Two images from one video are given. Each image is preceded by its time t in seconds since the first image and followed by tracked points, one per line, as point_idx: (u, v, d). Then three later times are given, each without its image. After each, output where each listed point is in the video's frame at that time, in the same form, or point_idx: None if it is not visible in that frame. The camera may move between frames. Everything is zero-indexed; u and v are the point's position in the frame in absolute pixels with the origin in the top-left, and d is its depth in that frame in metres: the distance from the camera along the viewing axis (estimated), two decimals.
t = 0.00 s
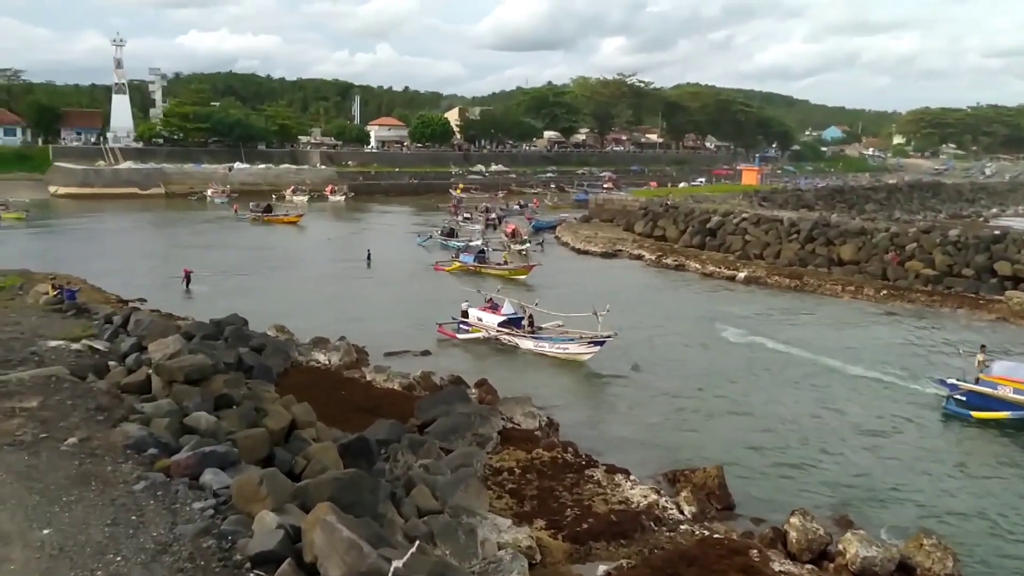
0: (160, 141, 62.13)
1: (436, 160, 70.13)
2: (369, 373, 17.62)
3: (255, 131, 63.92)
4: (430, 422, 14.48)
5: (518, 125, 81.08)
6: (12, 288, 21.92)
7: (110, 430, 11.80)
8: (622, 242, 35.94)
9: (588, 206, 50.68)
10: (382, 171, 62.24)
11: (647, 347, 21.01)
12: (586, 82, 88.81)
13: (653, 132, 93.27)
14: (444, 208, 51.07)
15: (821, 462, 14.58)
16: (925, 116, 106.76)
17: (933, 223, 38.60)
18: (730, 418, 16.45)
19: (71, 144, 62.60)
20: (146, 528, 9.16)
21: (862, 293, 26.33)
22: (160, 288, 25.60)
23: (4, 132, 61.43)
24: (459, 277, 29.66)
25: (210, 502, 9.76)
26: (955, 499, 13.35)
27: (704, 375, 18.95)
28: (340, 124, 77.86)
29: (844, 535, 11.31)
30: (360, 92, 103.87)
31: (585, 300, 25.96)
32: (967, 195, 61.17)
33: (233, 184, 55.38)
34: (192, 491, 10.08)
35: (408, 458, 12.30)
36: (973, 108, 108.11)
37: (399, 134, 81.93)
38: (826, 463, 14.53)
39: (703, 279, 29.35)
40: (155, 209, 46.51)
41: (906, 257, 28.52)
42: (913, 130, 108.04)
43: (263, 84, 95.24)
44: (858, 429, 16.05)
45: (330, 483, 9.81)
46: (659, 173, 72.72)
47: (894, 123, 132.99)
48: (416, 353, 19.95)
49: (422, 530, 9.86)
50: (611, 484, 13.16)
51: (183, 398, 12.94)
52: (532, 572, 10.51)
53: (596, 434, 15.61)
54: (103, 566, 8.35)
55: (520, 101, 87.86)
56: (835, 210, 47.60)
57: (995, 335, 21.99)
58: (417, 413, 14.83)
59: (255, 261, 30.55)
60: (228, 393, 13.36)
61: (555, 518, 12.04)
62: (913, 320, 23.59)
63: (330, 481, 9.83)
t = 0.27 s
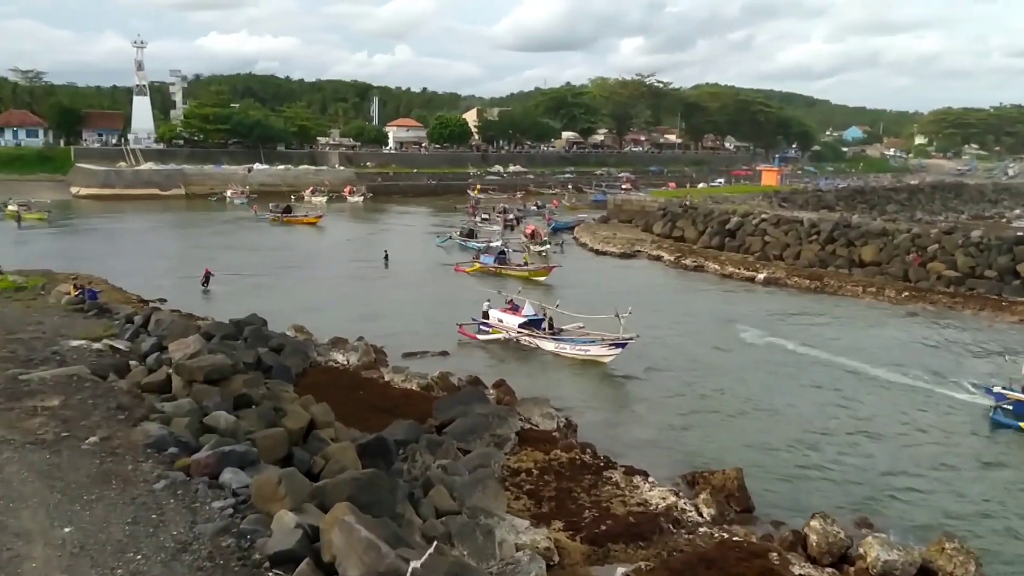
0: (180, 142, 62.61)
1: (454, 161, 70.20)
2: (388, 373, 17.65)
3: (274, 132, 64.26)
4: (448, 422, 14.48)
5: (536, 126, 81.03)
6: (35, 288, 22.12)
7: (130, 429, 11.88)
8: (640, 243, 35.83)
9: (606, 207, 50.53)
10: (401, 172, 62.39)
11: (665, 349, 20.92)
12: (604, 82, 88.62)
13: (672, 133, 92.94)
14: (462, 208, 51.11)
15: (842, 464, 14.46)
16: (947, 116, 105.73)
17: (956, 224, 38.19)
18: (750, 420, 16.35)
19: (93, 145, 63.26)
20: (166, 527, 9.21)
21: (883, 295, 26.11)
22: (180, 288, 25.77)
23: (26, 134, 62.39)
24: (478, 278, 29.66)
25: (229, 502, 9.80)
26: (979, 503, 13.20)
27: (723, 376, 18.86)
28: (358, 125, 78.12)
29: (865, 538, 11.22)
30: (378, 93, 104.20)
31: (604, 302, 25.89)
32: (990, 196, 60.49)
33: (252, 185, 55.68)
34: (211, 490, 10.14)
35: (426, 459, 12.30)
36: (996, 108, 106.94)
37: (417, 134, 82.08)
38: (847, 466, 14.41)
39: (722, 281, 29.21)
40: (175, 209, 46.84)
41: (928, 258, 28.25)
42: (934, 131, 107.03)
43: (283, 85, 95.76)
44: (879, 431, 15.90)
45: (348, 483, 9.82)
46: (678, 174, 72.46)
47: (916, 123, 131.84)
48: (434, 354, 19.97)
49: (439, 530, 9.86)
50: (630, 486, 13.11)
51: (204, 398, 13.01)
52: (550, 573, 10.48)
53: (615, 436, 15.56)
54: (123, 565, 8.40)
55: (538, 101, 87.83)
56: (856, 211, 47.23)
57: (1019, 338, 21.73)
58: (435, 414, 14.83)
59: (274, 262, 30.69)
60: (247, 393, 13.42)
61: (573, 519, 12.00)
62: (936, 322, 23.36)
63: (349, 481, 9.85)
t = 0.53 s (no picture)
0: (201, 144, 63.21)
1: (473, 162, 70.29)
2: (406, 374, 17.69)
3: (293, 133, 64.67)
4: (466, 423, 14.49)
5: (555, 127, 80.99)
6: (58, 288, 22.36)
7: (151, 428, 11.98)
8: (659, 244, 35.73)
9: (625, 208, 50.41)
10: (419, 173, 62.55)
11: (685, 350, 20.84)
12: (623, 83, 88.45)
13: (691, 133, 92.60)
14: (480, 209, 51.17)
15: (864, 467, 14.34)
16: (971, 116, 104.64)
17: (980, 225, 37.76)
18: (771, 423, 16.24)
19: (115, 146, 64.08)
20: (187, 526, 9.28)
21: (906, 296, 25.89)
22: (200, 288, 25.97)
23: (49, 135, 63.81)
24: (496, 279, 29.68)
25: (249, 501, 9.86)
26: (1002, 507, 13.04)
27: (742, 378, 18.75)
28: (377, 126, 78.43)
29: (886, 542, 11.13)
30: (398, 94, 104.57)
31: (623, 303, 25.82)
32: (1014, 197, 59.77)
33: (272, 186, 56.03)
34: (231, 490, 10.19)
35: (444, 460, 12.31)
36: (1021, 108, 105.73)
37: (436, 135, 82.27)
38: (868, 469, 14.29)
39: (742, 282, 29.07)
40: (196, 210, 47.23)
41: (951, 259, 27.98)
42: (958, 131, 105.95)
43: (303, 87, 96.33)
44: (901, 434, 15.74)
45: (367, 483, 9.84)
46: (697, 175, 72.20)
47: (939, 124, 130.58)
48: (453, 355, 19.99)
49: (458, 531, 9.85)
50: (648, 488, 13.06)
51: (224, 398, 13.09)
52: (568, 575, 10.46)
53: (633, 437, 15.51)
54: (144, 562, 8.46)
55: (557, 102, 87.81)
56: (878, 211, 46.84)
57: None
58: (453, 414, 14.84)
59: (293, 262, 30.87)
60: (267, 393, 13.50)
61: (591, 521, 11.97)
62: (959, 324, 23.11)
63: (368, 481, 9.86)
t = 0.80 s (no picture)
0: (221, 145, 63.66)
1: (490, 162, 70.32)
2: (424, 374, 17.71)
3: (312, 134, 64.97)
4: (483, 423, 14.47)
5: (573, 128, 80.91)
6: (79, 288, 22.57)
7: (171, 427, 12.05)
8: (677, 245, 35.59)
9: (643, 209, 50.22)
10: (437, 174, 62.65)
11: (703, 352, 20.73)
12: (642, 83, 88.22)
13: (710, 133, 92.22)
14: (498, 210, 51.18)
15: (884, 469, 14.22)
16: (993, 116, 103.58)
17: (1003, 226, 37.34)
18: (790, 425, 16.12)
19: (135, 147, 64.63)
20: (207, 524, 9.33)
21: (927, 298, 25.66)
22: (219, 288, 26.13)
23: (70, 137, 64.55)
24: (514, 279, 29.66)
25: (267, 500, 9.89)
26: None
27: (762, 380, 18.63)
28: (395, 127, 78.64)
29: (906, 545, 11.04)
30: (416, 95, 104.76)
31: (641, 304, 25.73)
32: None
33: (290, 186, 56.32)
34: (250, 489, 10.24)
35: (461, 460, 12.31)
36: None
37: (454, 135, 82.37)
38: (889, 471, 14.16)
39: (761, 283, 28.90)
40: (215, 211, 47.53)
41: (973, 261, 27.71)
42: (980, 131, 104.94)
43: (321, 88, 96.69)
44: (922, 437, 15.59)
45: (384, 483, 9.85)
46: (716, 175, 71.90)
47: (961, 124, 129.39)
48: (470, 355, 19.98)
49: (475, 531, 9.85)
50: (666, 490, 13.01)
51: (242, 397, 13.15)
52: None
53: (651, 439, 15.44)
54: (164, 561, 8.51)
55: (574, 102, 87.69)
56: (899, 212, 46.43)
57: None
58: (470, 415, 14.84)
59: (311, 262, 30.99)
60: (285, 393, 13.54)
61: (609, 522, 11.93)
62: (982, 326, 22.88)
63: (385, 481, 9.87)
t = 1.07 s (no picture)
0: (239, 146, 64.08)
1: (507, 163, 70.33)
2: (440, 375, 17.72)
3: (329, 135, 65.23)
4: (500, 424, 14.47)
5: (589, 128, 80.81)
6: (100, 288, 22.79)
7: (189, 427, 12.12)
8: (695, 246, 35.46)
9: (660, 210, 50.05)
10: (454, 175, 62.73)
11: (721, 353, 20.63)
12: (659, 83, 87.98)
13: (727, 134, 91.84)
14: (514, 211, 51.18)
15: (904, 472, 14.09)
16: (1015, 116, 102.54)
17: None
18: (809, 428, 16.00)
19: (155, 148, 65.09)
20: (225, 523, 9.39)
21: (947, 299, 25.43)
22: (238, 288, 26.31)
23: (91, 137, 64.90)
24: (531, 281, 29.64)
25: (285, 500, 9.93)
26: None
27: (780, 382, 18.52)
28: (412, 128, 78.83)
29: (926, 548, 10.94)
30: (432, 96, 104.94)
31: (659, 305, 25.64)
32: None
33: (308, 187, 56.58)
34: (267, 489, 10.28)
35: (478, 461, 12.30)
36: None
37: (470, 136, 82.46)
38: (908, 474, 14.03)
39: (779, 284, 28.73)
40: (234, 211, 47.79)
41: (994, 262, 27.43)
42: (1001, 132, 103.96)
43: (339, 89, 97.03)
44: (942, 440, 15.43)
45: (401, 483, 9.85)
46: (733, 176, 71.59)
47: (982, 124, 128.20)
48: (487, 356, 19.97)
49: (491, 532, 9.84)
50: (683, 491, 12.96)
51: (260, 397, 13.21)
52: None
53: (668, 441, 15.38)
54: (182, 560, 8.55)
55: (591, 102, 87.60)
56: (919, 213, 46.03)
57: None
58: (487, 416, 14.83)
59: (329, 263, 31.13)
60: (302, 393, 13.59)
61: (625, 524, 11.89)
62: (1003, 328, 22.63)
63: (402, 482, 9.88)
